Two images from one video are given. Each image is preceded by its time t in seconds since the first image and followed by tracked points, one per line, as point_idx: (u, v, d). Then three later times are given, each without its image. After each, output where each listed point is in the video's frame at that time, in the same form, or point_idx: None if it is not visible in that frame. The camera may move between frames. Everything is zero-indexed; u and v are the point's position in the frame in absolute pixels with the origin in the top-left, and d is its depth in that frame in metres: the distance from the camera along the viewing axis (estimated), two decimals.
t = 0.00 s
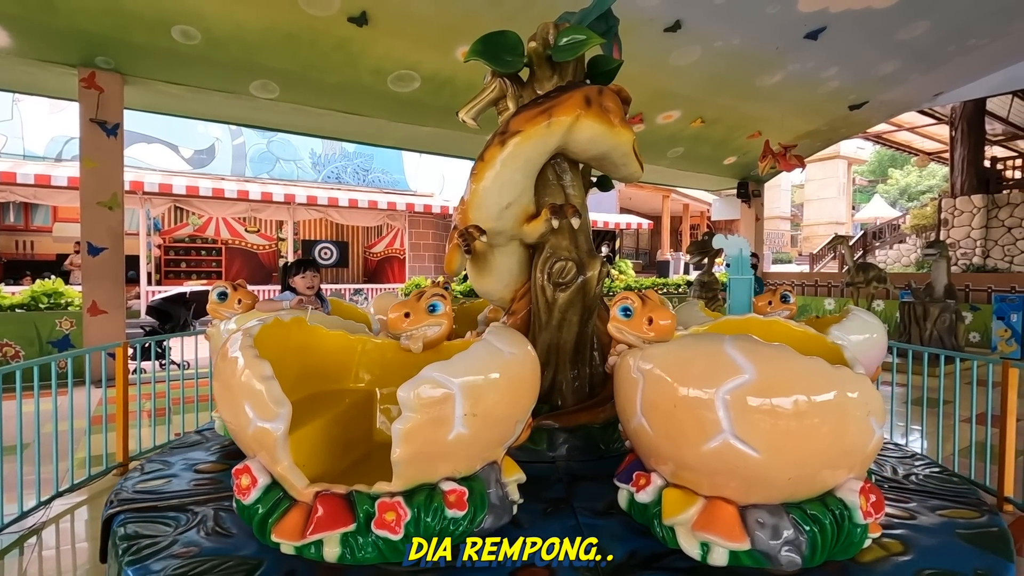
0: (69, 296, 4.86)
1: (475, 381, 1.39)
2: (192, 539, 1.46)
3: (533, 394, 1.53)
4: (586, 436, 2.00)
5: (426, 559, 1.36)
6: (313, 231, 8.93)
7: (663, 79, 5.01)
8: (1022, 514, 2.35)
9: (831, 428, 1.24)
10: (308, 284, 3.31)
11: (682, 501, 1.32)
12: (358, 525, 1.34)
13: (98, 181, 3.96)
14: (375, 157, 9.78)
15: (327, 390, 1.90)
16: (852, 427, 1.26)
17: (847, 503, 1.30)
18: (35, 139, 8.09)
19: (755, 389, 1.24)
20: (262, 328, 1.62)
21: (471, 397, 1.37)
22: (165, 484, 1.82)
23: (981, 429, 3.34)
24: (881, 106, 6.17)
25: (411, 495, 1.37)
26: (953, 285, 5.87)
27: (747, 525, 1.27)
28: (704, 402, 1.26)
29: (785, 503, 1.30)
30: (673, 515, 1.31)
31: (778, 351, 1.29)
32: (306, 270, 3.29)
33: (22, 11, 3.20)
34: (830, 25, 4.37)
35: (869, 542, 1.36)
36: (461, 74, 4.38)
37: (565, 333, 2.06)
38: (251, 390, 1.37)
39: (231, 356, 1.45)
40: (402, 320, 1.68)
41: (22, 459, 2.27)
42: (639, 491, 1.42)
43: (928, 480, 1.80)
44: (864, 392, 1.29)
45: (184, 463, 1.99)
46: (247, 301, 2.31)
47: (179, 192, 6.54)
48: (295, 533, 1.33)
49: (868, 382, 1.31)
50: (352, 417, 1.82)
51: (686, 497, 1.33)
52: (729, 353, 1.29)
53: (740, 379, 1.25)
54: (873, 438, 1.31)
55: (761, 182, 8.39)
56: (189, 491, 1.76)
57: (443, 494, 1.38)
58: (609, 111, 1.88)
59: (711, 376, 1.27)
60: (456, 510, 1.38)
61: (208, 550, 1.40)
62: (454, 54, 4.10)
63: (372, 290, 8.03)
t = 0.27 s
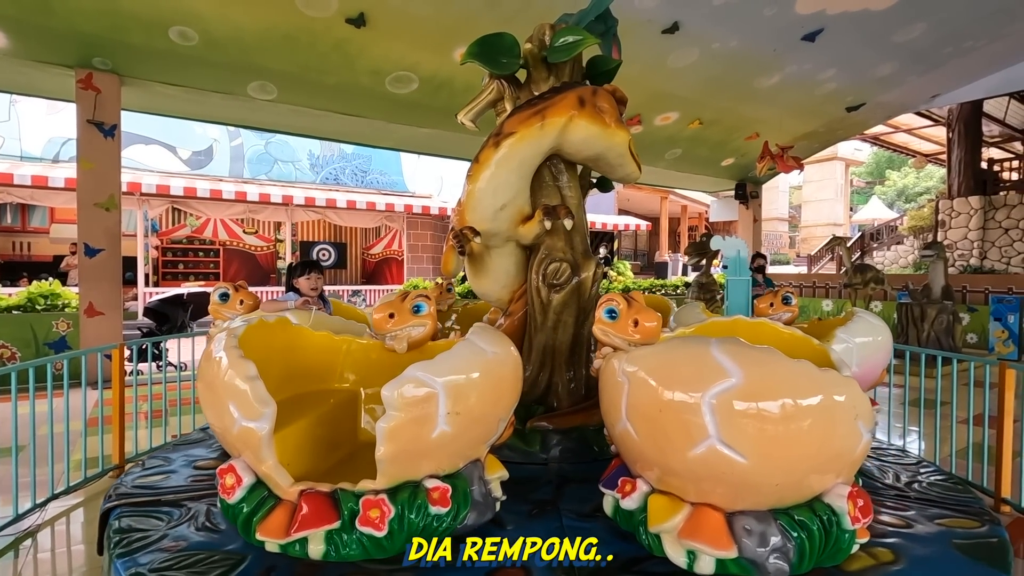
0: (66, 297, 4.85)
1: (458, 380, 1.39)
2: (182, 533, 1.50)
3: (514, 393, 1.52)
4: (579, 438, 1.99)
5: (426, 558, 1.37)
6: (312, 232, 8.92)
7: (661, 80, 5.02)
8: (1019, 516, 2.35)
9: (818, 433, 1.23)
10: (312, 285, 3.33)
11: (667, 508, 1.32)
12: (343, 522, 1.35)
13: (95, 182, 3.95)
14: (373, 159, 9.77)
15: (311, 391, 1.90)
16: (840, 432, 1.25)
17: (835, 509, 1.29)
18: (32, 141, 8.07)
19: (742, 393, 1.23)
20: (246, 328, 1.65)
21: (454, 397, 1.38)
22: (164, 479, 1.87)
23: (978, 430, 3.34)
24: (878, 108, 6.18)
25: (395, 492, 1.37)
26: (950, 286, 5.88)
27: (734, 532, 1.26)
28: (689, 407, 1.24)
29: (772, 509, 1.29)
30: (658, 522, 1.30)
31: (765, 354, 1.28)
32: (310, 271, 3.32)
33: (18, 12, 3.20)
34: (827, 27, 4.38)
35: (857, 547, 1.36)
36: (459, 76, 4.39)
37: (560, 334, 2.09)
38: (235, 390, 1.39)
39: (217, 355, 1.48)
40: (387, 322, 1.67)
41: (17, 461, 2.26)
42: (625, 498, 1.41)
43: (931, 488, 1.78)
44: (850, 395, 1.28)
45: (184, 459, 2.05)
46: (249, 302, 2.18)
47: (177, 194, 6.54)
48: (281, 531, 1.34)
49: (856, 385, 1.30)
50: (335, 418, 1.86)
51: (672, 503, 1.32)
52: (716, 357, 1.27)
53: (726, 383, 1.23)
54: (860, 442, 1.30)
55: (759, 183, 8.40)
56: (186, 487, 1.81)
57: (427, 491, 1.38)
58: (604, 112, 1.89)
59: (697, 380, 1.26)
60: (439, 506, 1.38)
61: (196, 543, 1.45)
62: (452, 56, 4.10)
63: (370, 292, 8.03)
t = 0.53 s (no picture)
0: (63, 299, 4.83)
1: (440, 381, 1.42)
2: (173, 529, 1.59)
3: (497, 393, 1.56)
4: (572, 441, 1.98)
5: (426, 558, 1.43)
6: (310, 234, 8.91)
7: (658, 82, 5.03)
8: (1016, 518, 2.35)
9: (801, 440, 1.23)
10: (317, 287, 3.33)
11: (651, 517, 1.30)
12: (327, 521, 1.39)
13: (92, 184, 3.95)
14: (371, 160, 9.77)
15: (298, 392, 1.92)
16: (824, 438, 1.26)
17: (819, 516, 1.30)
18: (30, 142, 8.07)
19: (725, 399, 1.23)
20: (230, 332, 1.64)
21: (437, 398, 1.41)
22: (163, 476, 1.97)
23: (975, 432, 3.35)
24: (875, 110, 6.20)
25: (379, 491, 1.40)
26: (947, 288, 5.89)
27: (718, 542, 1.26)
28: (672, 414, 1.24)
29: (756, 518, 1.29)
30: (642, 531, 1.29)
31: (749, 360, 1.29)
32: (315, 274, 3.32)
33: (16, 14, 3.20)
34: (824, 30, 4.39)
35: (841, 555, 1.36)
36: (457, 78, 4.39)
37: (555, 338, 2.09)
38: (220, 392, 1.40)
39: (201, 359, 1.48)
40: (372, 323, 1.71)
41: (12, 465, 2.26)
42: (608, 506, 1.40)
43: (931, 498, 1.77)
44: (834, 401, 1.28)
45: (185, 457, 2.15)
46: (252, 304, 2.12)
47: (175, 195, 6.53)
48: (266, 531, 1.37)
49: (839, 390, 1.31)
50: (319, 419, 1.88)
51: (656, 512, 1.31)
52: (699, 363, 1.28)
53: (710, 390, 1.23)
54: (844, 448, 1.30)
55: (757, 185, 8.41)
56: (183, 484, 1.90)
57: (410, 490, 1.42)
58: (597, 115, 1.90)
59: (681, 387, 1.26)
60: (422, 505, 1.41)
61: (185, 540, 1.53)
62: (450, 57, 4.10)
63: (368, 293, 8.02)
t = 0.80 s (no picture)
0: (63, 299, 4.83)
1: (428, 379, 1.45)
2: (170, 521, 1.66)
3: (485, 390, 1.61)
4: (567, 442, 2.00)
5: (426, 558, 1.44)
6: (310, 234, 8.91)
7: (658, 83, 5.03)
8: (1015, 518, 2.35)
9: (787, 442, 1.23)
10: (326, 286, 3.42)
11: (636, 522, 1.31)
12: (316, 515, 1.41)
13: (92, 185, 3.96)
14: (371, 161, 9.76)
15: (287, 391, 1.96)
16: (811, 440, 1.26)
17: (806, 520, 1.30)
18: (29, 143, 8.07)
19: (710, 402, 1.23)
20: (220, 331, 1.68)
21: (423, 394, 1.44)
22: (167, 470, 2.06)
23: (974, 432, 3.35)
24: (874, 110, 6.20)
25: (367, 487, 1.44)
26: (946, 288, 5.89)
27: (703, 546, 1.27)
28: (657, 416, 1.24)
29: (742, 522, 1.29)
30: (627, 536, 1.29)
31: (735, 361, 1.29)
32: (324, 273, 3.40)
33: (15, 15, 3.20)
34: (823, 30, 4.40)
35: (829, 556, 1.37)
36: (456, 78, 4.40)
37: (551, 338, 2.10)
38: (211, 390, 1.42)
39: (190, 357, 1.50)
40: (360, 323, 1.75)
41: (11, 465, 2.26)
42: (593, 511, 1.40)
43: (933, 505, 1.75)
44: (821, 403, 1.29)
45: (189, 452, 2.25)
46: (257, 304, 2.12)
47: (174, 196, 6.53)
48: (256, 526, 1.39)
49: (826, 392, 1.31)
50: (308, 418, 1.92)
51: (641, 517, 1.31)
52: (684, 365, 1.28)
53: (695, 392, 1.23)
54: (831, 450, 1.30)
55: (756, 185, 8.41)
56: (184, 478, 1.99)
57: (398, 485, 1.45)
58: (593, 114, 1.90)
59: (666, 389, 1.26)
60: (410, 500, 1.45)
61: (179, 531, 1.60)
62: (449, 58, 4.11)
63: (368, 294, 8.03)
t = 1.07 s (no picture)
0: (63, 299, 4.83)
1: (417, 377, 1.51)
2: (168, 514, 1.74)
3: (474, 385, 1.67)
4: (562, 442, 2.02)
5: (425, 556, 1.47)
6: (309, 234, 8.91)
7: (657, 83, 5.03)
8: (1014, 518, 2.35)
9: (774, 444, 1.24)
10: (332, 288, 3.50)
11: (623, 526, 1.30)
12: (308, 510, 1.44)
13: (92, 185, 3.96)
14: (370, 161, 9.76)
15: (279, 389, 1.99)
16: (797, 442, 1.26)
17: (793, 522, 1.30)
18: (29, 143, 8.07)
19: (696, 404, 1.23)
20: (213, 328, 1.74)
21: (413, 391, 1.49)
22: (171, 465, 2.15)
23: (973, 432, 3.35)
24: (874, 110, 6.20)
25: (358, 481, 1.48)
26: (946, 288, 5.89)
27: (690, 551, 1.26)
28: (643, 419, 1.24)
29: (729, 526, 1.29)
30: (613, 541, 1.28)
31: (721, 363, 1.29)
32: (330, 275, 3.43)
33: (15, 15, 3.20)
34: (823, 30, 4.40)
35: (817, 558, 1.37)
36: (455, 79, 4.41)
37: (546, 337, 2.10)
38: (205, 388, 1.46)
39: (184, 357, 1.55)
40: (351, 322, 1.85)
41: (11, 465, 2.26)
42: (579, 515, 1.39)
43: (936, 513, 1.73)
44: (807, 404, 1.29)
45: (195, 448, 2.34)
46: (263, 304, 2.18)
47: (174, 196, 6.53)
48: (248, 520, 1.42)
49: (811, 394, 1.31)
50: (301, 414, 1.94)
51: (627, 521, 1.30)
52: (670, 367, 1.28)
53: (681, 395, 1.23)
54: (818, 452, 1.31)
55: (756, 185, 8.41)
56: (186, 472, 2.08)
57: (388, 480, 1.50)
58: (589, 114, 1.90)
59: (652, 392, 1.26)
60: (400, 494, 1.50)
61: (176, 524, 1.68)
62: (449, 58, 4.11)
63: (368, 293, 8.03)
